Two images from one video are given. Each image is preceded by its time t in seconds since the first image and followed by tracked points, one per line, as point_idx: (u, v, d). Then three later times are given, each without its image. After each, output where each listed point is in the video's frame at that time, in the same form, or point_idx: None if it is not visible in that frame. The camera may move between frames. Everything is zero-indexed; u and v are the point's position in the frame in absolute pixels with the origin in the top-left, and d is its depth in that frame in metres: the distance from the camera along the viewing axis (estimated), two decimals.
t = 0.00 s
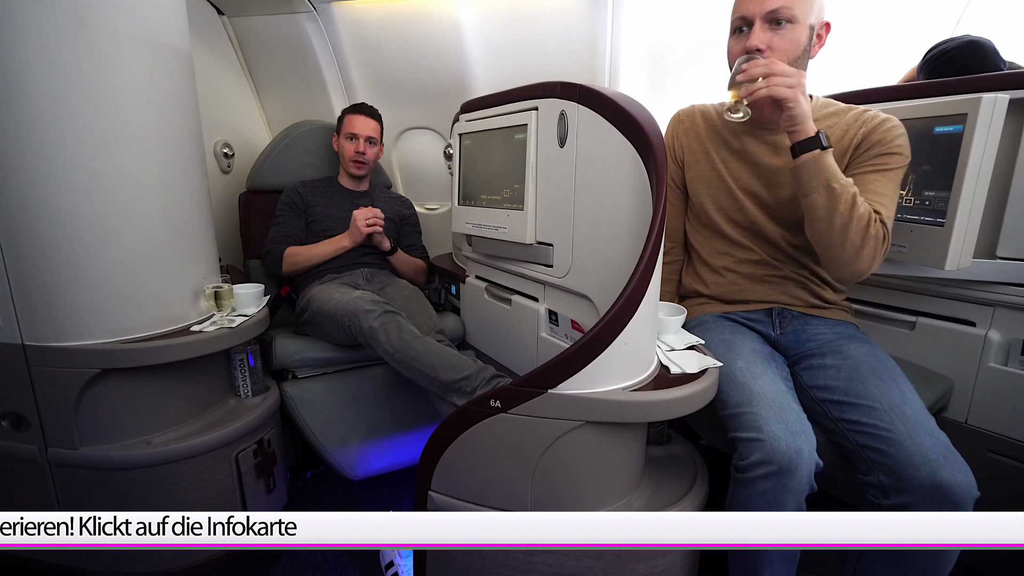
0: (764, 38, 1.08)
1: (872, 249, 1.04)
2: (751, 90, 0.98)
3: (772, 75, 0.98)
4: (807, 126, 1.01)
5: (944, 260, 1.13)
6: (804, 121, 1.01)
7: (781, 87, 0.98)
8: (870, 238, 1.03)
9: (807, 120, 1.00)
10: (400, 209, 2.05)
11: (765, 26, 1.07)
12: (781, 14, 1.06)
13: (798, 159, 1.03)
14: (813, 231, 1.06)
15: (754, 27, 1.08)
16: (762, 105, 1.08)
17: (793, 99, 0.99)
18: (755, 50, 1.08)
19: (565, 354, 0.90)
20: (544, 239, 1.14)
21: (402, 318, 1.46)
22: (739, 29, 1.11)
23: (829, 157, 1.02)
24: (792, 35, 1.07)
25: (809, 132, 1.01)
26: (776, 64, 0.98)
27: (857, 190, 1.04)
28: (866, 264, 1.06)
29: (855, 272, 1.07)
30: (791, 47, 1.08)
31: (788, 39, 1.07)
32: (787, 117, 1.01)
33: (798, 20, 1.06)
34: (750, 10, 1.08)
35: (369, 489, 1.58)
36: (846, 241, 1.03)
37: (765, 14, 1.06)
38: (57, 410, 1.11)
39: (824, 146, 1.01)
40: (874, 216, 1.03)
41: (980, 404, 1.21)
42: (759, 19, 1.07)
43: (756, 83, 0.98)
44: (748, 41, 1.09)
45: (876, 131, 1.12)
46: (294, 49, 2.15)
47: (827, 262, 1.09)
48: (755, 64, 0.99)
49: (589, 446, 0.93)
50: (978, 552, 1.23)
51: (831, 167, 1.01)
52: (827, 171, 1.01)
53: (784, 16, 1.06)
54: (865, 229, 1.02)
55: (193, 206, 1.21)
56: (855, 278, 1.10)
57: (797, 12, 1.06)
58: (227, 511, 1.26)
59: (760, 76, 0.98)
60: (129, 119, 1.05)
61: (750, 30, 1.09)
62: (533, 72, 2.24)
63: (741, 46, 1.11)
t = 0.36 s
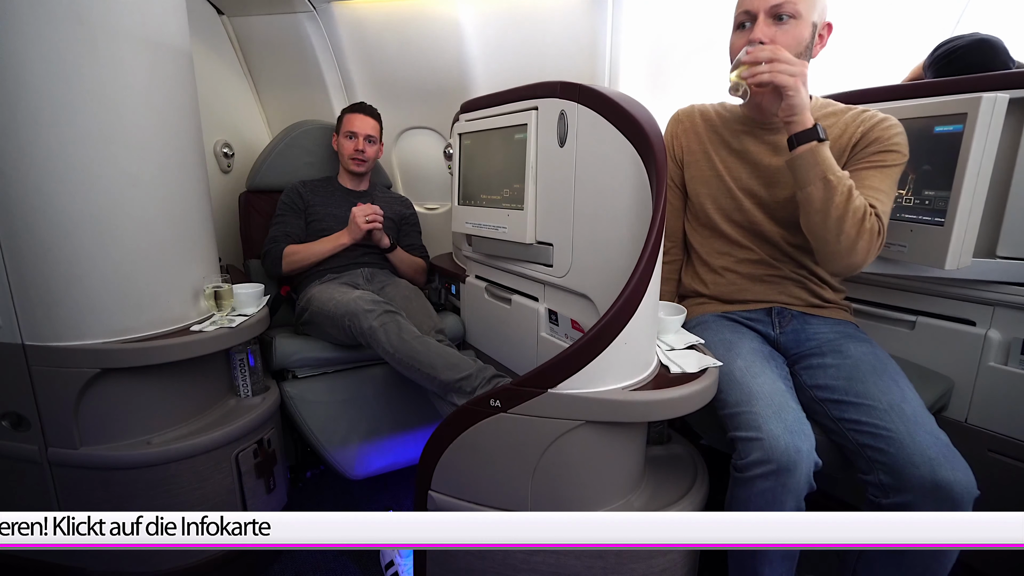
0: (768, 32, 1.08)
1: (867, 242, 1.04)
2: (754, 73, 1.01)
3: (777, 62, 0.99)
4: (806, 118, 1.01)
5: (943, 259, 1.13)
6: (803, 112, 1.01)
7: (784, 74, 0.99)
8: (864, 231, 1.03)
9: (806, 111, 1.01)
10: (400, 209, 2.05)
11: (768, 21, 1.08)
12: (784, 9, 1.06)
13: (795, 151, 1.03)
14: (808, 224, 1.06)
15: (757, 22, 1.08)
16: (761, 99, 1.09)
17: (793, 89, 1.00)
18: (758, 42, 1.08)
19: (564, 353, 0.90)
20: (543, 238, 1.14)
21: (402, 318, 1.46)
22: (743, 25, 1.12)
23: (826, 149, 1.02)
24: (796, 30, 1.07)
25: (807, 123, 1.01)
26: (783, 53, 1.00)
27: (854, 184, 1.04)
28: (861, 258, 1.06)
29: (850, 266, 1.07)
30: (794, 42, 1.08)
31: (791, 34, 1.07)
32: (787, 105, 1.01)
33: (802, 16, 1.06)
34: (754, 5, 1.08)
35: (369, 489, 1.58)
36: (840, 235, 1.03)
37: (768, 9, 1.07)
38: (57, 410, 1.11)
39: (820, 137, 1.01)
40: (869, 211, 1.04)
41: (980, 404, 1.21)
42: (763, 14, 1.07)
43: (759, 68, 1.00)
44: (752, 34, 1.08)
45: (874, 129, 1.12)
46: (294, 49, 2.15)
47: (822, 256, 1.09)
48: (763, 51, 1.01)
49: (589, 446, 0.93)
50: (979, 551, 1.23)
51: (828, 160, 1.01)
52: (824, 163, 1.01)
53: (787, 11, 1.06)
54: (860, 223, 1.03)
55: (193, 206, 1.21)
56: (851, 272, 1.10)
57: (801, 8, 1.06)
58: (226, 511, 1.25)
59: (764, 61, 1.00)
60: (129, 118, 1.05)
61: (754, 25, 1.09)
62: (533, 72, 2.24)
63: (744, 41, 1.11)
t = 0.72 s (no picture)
0: (769, 26, 1.08)
1: (865, 234, 1.04)
2: (756, 57, 1.02)
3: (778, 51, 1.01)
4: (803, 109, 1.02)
5: (943, 258, 1.13)
6: (802, 103, 1.02)
7: (786, 62, 1.01)
8: (863, 222, 1.03)
9: (806, 102, 1.02)
10: (400, 208, 2.05)
11: (770, 16, 1.08)
12: (786, 4, 1.06)
13: (793, 142, 1.03)
14: (805, 214, 1.06)
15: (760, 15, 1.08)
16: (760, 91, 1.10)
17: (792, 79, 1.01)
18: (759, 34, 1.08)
19: (564, 353, 0.90)
20: (543, 238, 1.14)
21: (402, 317, 1.46)
22: (746, 19, 1.12)
23: (825, 140, 1.02)
24: (796, 25, 1.07)
25: (805, 113, 1.02)
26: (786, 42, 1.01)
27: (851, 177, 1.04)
28: (858, 249, 1.06)
29: (848, 259, 1.07)
30: (795, 37, 1.07)
31: (792, 29, 1.07)
32: (786, 95, 1.02)
33: (803, 11, 1.06)
34: None
35: (370, 488, 1.59)
36: (838, 225, 1.03)
37: (770, 3, 1.07)
38: (57, 409, 1.11)
39: (820, 128, 1.01)
40: (867, 204, 1.04)
41: (980, 402, 1.21)
42: (765, 8, 1.07)
43: (761, 54, 1.01)
44: (753, 27, 1.08)
45: (872, 126, 1.12)
46: (293, 48, 2.15)
47: (819, 248, 1.08)
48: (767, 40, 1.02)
49: (589, 446, 0.93)
50: (979, 550, 1.23)
51: (826, 151, 1.02)
52: (822, 155, 1.02)
53: (790, 6, 1.06)
54: (858, 214, 1.03)
55: (193, 205, 1.21)
56: (848, 264, 1.10)
57: (803, 4, 1.06)
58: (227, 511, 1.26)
59: (766, 48, 1.01)
60: (129, 118, 1.05)
61: (756, 19, 1.09)
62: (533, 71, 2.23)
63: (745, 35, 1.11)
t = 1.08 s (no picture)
0: (769, 27, 1.08)
1: (867, 235, 1.05)
2: (757, 60, 1.02)
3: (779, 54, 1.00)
4: (804, 112, 1.02)
5: (943, 258, 1.13)
6: (804, 104, 1.02)
7: (787, 65, 1.00)
8: (864, 224, 1.04)
9: (806, 104, 1.01)
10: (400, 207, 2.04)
11: (770, 17, 1.08)
12: (787, 5, 1.06)
13: (794, 144, 1.03)
14: (806, 215, 1.06)
15: (760, 16, 1.08)
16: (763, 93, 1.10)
17: (792, 82, 1.00)
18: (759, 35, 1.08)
19: (565, 352, 0.90)
20: (543, 237, 1.14)
21: (402, 317, 1.46)
22: (746, 19, 1.12)
23: (826, 142, 1.02)
24: (797, 26, 1.07)
25: (807, 116, 1.02)
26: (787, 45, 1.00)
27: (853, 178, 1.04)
28: (861, 251, 1.07)
29: (850, 260, 1.08)
30: (796, 38, 1.07)
31: (792, 30, 1.07)
32: (787, 97, 1.02)
33: (804, 12, 1.06)
34: None
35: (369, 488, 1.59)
36: (840, 226, 1.04)
37: (770, 4, 1.07)
38: (57, 409, 1.11)
39: (821, 130, 1.01)
40: (869, 205, 1.04)
41: (980, 402, 1.21)
42: (765, 9, 1.07)
43: (761, 57, 1.01)
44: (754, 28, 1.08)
45: (873, 126, 1.12)
46: (293, 48, 2.15)
47: (821, 247, 1.08)
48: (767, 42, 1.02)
49: (589, 446, 0.93)
50: (979, 550, 1.23)
51: (827, 153, 1.02)
52: (823, 156, 1.02)
53: (790, 7, 1.06)
54: (859, 216, 1.03)
55: (193, 204, 1.21)
56: (850, 266, 1.10)
57: (803, 4, 1.06)
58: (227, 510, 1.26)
59: (767, 51, 1.00)
60: (129, 117, 1.05)
61: (756, 20, 1.09)
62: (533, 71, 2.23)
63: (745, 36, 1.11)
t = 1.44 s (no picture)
0: (771, 28, 1.07)
1: (871, 245, 1.06)
2: (755, 83, 0.96)
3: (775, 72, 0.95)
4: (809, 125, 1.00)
5: (943, 258, 1.13)
6: (807, 115, 0.99)
7: (786, 82, 0.96)
8: (868, 234, 1.04)
9: (811, 114, 0.99)
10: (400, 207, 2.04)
11: (772, 18, 1.08)
12: (789, 5, 1.06)
13: (799, 154, 1.02)
14: (810, 224, 1.06)
15: (762, 16, 1.08)
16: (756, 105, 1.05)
17: (794, 98, 0.97)
18: (761, 37, 1.07)
19: (564, 353, 0.90)
20: (543, 237, 1.14)
21: (402, 317, 1.46)
22: (747, 20, 1.11)
23: (831, 151, 1.01)
24: (798, 27, 1.07)
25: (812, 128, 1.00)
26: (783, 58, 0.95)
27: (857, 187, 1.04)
28: (864, 260, 1.08)
29: (853, 268, 1.09)
30: (796, 40, 1.08)
31: (794, 30, 1.07)
32: (791, 112, 0.99)
33: (806, 13, 1.06)
34: None
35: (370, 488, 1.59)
36: (845, 238, 1.04)
37: (772, 5, 1.07)
38: (57, 409, 1.11)
39: (826, 139, 1.00)
40: (873, 214, 1.05)
41: (980, 402, 1.21)
42: (767, 10, 1.07)
43: (756, 81, 0.96)
44: (755, 29, 1.08)
45: (877, 132, 1.12)
46: (293, 48, 2.15)
47: (826, 257, 1.09)
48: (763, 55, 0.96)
49: (589, 446, 0.93)
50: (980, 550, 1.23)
51: (833, 163, 1.01)
52: (829, 166, 1.01)
53: (792, 8, 1.06)
54: (864, 226, 1.04)
55: (193, 205, 1.21)
56: (853, 274, 1.12)
57: (805, 6, 1.06)
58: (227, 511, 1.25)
59: (761, 70, 0.96)
60: (129, 117, 1.05)
61: (757, 20, 1.09)
62: (533, 71, 2.23)
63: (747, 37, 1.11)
